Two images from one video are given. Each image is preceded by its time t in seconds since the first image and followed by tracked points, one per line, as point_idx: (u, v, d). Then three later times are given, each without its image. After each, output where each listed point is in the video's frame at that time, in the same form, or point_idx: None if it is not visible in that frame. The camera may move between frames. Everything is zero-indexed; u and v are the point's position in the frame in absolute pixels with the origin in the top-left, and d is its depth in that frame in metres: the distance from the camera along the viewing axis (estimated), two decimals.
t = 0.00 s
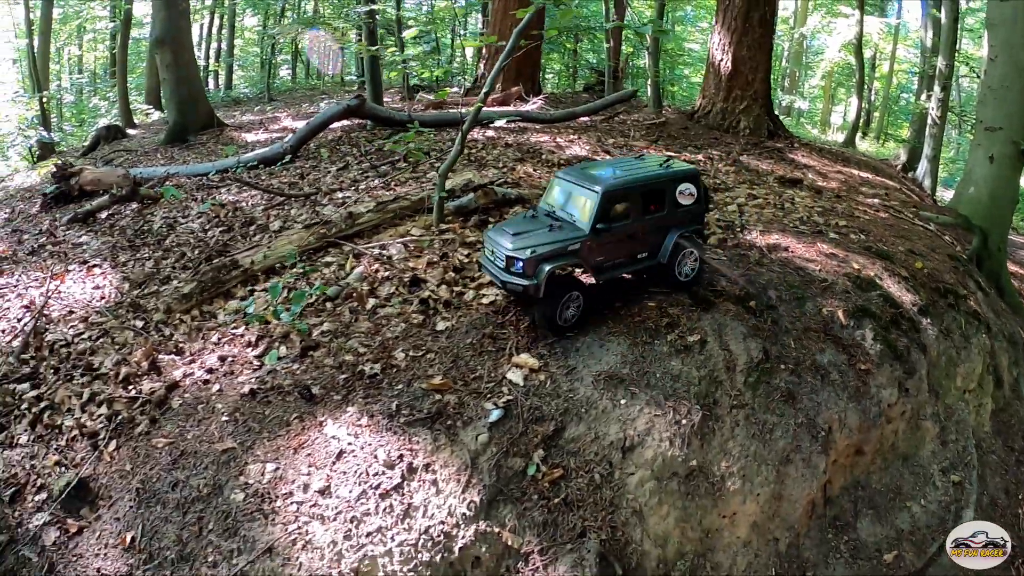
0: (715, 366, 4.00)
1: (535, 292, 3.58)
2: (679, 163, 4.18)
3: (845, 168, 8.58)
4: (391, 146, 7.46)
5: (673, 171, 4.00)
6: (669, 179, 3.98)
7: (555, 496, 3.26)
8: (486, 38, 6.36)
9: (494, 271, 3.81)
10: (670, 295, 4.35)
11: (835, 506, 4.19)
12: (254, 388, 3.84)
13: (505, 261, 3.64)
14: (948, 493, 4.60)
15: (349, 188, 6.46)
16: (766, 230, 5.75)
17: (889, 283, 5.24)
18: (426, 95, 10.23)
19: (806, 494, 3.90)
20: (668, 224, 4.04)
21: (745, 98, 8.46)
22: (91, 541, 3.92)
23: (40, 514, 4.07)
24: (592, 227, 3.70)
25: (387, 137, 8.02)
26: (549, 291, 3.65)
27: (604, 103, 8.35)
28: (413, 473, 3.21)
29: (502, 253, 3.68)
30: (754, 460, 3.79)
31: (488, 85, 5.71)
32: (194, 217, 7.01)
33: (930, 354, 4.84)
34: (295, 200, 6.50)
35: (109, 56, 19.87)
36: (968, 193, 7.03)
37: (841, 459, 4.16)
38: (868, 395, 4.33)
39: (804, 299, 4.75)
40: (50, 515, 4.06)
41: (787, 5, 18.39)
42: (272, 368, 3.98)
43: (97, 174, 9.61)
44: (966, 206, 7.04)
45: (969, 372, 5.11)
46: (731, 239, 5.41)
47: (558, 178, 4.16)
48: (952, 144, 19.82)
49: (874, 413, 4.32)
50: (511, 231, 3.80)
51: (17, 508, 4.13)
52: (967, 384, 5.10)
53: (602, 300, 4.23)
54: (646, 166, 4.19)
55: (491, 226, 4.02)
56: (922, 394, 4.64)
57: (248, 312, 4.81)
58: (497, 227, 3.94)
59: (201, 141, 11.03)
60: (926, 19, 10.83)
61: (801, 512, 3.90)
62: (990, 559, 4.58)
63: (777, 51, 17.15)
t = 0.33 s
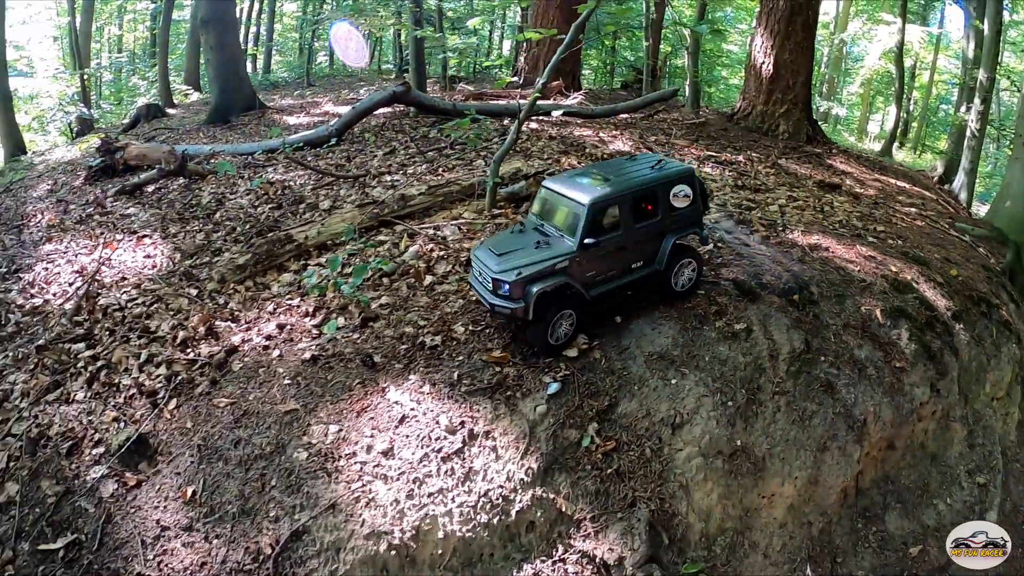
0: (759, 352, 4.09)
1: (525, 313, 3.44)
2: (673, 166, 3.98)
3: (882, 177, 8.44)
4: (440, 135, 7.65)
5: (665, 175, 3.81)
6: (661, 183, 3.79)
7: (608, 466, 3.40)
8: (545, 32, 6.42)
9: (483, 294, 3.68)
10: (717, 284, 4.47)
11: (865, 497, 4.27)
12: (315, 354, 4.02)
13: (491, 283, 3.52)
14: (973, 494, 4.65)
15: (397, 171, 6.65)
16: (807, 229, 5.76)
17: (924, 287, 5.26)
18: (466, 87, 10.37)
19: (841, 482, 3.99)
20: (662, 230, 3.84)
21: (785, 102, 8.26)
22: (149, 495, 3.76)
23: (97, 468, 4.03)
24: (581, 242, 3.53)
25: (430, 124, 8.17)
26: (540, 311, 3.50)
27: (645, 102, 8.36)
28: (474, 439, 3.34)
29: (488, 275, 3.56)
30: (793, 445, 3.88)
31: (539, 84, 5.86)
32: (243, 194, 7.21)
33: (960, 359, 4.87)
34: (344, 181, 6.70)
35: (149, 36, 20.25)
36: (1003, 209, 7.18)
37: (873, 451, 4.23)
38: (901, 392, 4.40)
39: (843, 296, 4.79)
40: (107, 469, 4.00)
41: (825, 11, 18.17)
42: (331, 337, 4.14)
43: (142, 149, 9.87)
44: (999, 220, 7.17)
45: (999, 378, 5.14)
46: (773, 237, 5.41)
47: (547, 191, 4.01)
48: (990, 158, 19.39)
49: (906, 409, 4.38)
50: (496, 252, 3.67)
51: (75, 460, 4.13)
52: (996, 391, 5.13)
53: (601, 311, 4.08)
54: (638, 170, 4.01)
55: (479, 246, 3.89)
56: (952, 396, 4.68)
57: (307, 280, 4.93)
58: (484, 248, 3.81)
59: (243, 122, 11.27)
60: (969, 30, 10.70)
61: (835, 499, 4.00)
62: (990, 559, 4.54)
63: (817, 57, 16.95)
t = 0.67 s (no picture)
0: (811, 337, 4.24)
1: (541, 318, 3.46)
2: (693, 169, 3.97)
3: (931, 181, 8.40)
4: (497, 121, 7.89)
5: (686, 180, 3.80)
6: (682, 187, 3.78)
7: (670, 435, 3.61)
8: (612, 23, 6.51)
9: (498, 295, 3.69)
10: (772, 272, 4.61)
11: (904, 485, 4.38)
12: (390, 320, 4.28)
13: (508, 286, 3.52)
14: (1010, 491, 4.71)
15: (456, 154, 6.90)
16: (857, 226, 5.82)
17: (970, 287, 5.30)
18: (515, 74, 10.52)
19: (883, 467, 4.13)
20: (681, 234, 3.85)
21: (836, 101, 8.25)
22: (227, 446, 3.88)
23: (174, 418, 4.11)
24: (600, 248, 3.55)
25: (484, 110, 8.36)
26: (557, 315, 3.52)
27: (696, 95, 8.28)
28: (546, 403, 3.59)
29: (504, 279, 3.56)
30: (841, 429, 4.03)
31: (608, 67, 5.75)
32: (304, 170, 7.50)
33: (1002, 359, 4.93)
34: (404, 160, 7.01)
35: (200, 16, 20.75)
36: None
37: (915, 441, 4.34)
38: (944, 384, 4.51)
39: (892, 290, 4.88)
40: (184, 421, 4.08)
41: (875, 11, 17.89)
42: (404, 305, 4.41)
43: (198, 125, 10.11)
44: None
45: None
46: (825, 231, 5.51)
47: (563, 191, 4.01)
48: None
49: (948, 403, 4.47)
50: (512, 255, 3.67)
51: (152, 412, 4.21)
52: None
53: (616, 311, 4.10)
54: (657, 172, 3.99)
55: (494, 245, 3.90)
56: (992, 395, 4.75)
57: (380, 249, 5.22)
58: (500, 248, 3.81)
59: (295, 102, 11.61)
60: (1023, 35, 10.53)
61: (877, 483, 4.14)
62: (990, 559, 4.39)
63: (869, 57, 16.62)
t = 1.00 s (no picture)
0: (857, 316, 4.32)
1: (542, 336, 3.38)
2: (708, 173, 3.79)
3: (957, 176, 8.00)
4: (529, 110, 7.95)
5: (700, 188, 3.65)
6: (695, 196, 3.63)
7: (729, 405, 3.74)
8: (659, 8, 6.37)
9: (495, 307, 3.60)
10: (819, 254, 4.72)
11: (942, 465, 4.24)
12: (450, 295, 4.43)
13: (507, 300, 3.42)
14: None
15: (495, 139, 7.03)
16: (894, 215, 5.80)
17: (1003, 275, 5.20)
18: (543, 65, 10.60)
19: (926, 443, 4.11)
20: (690, 245, 3.73)
21: (864, 95, 7.97)
22: (291, 416, 3.89)
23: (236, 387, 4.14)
24: (604, 264, 3.45)
25: (515, 98, 8.46)
26: (559, 332, 3.44)
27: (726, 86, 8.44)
28: (612, 373, 3.76)
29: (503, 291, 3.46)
30: (890, 404, 4.08)
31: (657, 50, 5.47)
32: (342, 153, 7.60)
33: None
34: (443, 145, 7.14)
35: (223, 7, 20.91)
36: None
37: (954, 421, 4.25)
38: (981, 367, 4.41)
39: (930, 275, 4.86)
40: (244, 393, 4.09)
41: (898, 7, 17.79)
42: (462, 281, 4.56)
43: (229, 110, 10.09)
44: None
45: None
46: (863, 218, 5.58)
47: (567, 193, 3.86)
48: None
49: (985, 384, 4.37)
50: (511, 265, 3.55)
51: (210, 383, 4.23)
52: None
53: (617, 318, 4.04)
54: (669, 175, 3.83)
55: (490, 251, 3.78)
56: None
57: (434, 228, 5.25)
58: (497, 256, 3.70)
59: (324, 90, 11.73)
60: None
61: (919, 461, 4.11)
62: (990, 560, 4.04)
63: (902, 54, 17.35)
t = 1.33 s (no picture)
0: (888, 294, 4.50)
1: (550, 355, 3.40)
2: (704, 180, 3.88)
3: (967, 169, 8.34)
4: (553, 102, 7.90)
5: (699, 195, 3.73)
6: (694, 204, 3.70)
7: (777, 375, 3.97)
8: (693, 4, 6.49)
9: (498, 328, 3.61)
10: (849, 237, 4.92)
11: (967, 437, 4.44)
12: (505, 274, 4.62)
13: (511, 320, 3.44)
14: None
15: (521, 130, 7.05)
16: (914, 203, 5.99)
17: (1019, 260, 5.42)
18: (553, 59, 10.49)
19: (954, 414, 4.31)
20: (691, 252, 3.80)
21: (875, 90, 8.12)
22: (359, 391, 3.92)
23: (296, 362, 4.15)
24: (609, 277, 3.49)
25: (534, 92, 8.35)
26: (567, 349, 3.47)
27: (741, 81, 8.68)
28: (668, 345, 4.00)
29: (506, 312, 3.48)
30: (922, 375, 4.29)
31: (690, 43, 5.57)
32: (369, 144, 7.57)
33: None
34: (472, 137, 7.11)
35: (227, 6, 20.92)
36: None
37: (978, 394, 4.46)
38: (1002, 343, 4.63)
39: (952, 258, 5.03)
40: (307, 370, 4.10)
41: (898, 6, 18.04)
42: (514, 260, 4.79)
43: (247, 106, 10.16)
44: None
45: None
46: (885, 206, 5.78)
47: (565, 209, 3.91)
48: None
49: (1005, 360, 4.60)
50: (513, 284, 3.57)
51: (271, 362, 4.18)
52: None
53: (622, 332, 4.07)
54: (668, 183, 3.88)
55: (490, 271, 3.80)
56: None
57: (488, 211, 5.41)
58: (498, 275, 3.72)
59: (338, 86, 11.81)
60: None
61: (948, 430, 4.31)
62: (990, 559, 4.00)
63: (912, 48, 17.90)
